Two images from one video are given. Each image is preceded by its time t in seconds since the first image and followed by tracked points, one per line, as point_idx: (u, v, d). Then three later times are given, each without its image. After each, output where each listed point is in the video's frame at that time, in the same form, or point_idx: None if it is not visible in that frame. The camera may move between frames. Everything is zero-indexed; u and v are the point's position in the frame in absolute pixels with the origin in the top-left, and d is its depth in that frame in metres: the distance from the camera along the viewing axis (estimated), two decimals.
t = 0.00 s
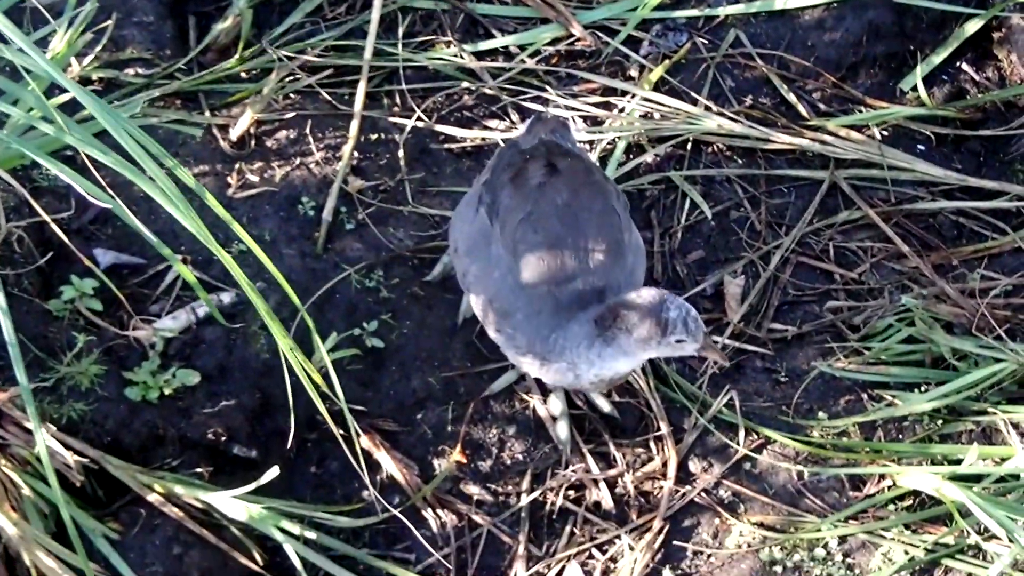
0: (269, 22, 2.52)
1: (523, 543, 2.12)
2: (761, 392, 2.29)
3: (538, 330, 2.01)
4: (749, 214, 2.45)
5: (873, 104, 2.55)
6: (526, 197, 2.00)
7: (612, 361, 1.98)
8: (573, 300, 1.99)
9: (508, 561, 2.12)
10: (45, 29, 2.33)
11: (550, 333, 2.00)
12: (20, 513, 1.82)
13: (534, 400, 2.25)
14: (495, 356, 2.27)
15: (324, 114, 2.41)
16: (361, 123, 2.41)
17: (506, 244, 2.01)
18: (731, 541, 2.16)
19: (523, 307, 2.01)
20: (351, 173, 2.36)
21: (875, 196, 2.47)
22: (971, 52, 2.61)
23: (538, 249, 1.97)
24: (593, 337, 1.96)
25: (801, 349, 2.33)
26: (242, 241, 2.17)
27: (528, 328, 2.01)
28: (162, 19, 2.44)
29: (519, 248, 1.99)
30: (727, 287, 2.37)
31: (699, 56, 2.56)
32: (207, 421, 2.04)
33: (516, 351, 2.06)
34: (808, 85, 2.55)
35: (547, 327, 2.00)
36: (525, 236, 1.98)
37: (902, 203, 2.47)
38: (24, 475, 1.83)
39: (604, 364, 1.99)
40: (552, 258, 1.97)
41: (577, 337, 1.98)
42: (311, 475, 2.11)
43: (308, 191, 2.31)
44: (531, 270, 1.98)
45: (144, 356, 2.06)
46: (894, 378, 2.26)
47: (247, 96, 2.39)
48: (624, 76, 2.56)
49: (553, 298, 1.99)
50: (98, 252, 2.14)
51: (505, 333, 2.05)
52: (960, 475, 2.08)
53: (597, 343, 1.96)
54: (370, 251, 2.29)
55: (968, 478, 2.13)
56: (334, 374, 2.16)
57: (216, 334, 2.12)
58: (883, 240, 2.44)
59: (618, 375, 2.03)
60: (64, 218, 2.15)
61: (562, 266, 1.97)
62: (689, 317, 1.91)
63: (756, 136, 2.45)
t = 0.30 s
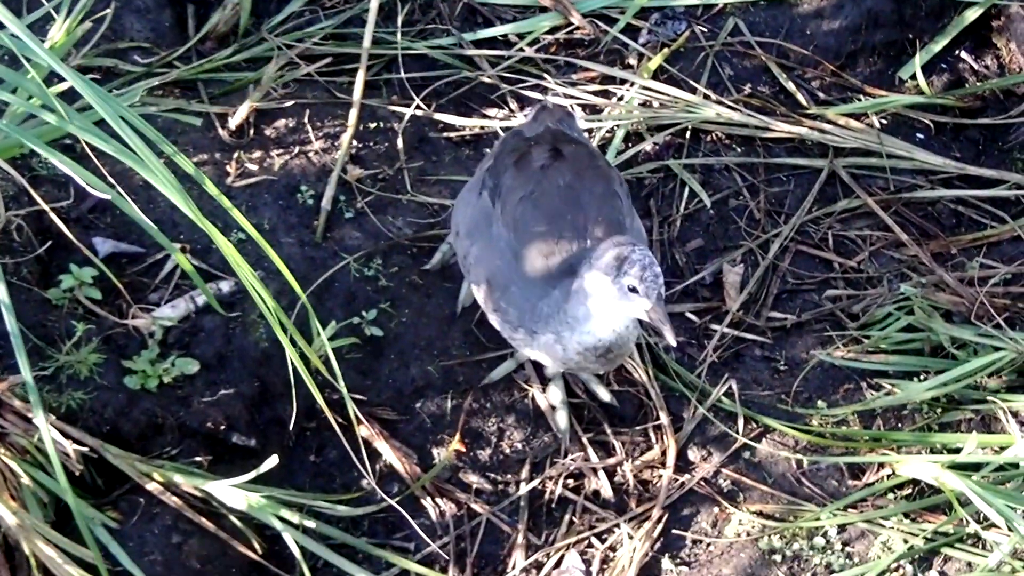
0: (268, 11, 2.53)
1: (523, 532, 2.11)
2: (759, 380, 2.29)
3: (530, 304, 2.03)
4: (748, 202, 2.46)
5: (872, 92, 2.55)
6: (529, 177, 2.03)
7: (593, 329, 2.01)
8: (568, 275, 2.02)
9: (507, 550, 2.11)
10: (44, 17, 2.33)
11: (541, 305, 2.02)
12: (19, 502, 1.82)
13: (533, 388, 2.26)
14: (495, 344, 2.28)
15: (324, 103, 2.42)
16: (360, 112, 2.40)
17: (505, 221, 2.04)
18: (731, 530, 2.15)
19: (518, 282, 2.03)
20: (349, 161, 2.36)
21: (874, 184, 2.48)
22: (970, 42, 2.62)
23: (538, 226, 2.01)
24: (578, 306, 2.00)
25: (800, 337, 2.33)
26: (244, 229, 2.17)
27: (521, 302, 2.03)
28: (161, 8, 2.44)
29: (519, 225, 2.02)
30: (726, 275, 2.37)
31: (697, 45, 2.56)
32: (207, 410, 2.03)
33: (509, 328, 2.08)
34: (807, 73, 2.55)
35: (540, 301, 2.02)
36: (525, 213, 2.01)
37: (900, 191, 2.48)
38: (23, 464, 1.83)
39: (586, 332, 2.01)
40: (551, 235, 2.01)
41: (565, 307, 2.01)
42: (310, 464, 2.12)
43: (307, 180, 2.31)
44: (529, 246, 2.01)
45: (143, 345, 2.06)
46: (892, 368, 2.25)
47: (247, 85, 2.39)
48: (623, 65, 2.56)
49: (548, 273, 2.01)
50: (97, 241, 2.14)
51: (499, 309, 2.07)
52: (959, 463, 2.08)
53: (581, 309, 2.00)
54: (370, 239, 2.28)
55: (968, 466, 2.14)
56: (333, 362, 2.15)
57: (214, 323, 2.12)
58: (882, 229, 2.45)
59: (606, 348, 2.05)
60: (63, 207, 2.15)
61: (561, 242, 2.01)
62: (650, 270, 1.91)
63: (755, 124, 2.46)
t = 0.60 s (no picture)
0: (267, 10, 2.53)
1: (523, 531, 2.11)
2: (759, 378, 2.29)
3: (525, 290, 2.03)
4: (748, 201, 2.46)
5: (872, 91, 2.55)
6: (529, 167, 2.05)
7: (585, 314, 1.99)
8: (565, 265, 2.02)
9: (507, 548, 2.11)
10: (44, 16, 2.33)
11: (535, 291, 2.02)
12: (19, 501, 1.82)
13: (534, 388, 2.25)
14: (495, 343, 2.28)
15: (324, 102, 2.42)
16: (359, 110, 2.40)
17: (504, 210, 2.05)
18: (731, 528, 2.14)
19: (513, 269, 2.04)
20: (349, 160, 2.36)
21: (874, 183, 2.48)
22: (969, 41, 2.61)
23: (538, 217, 2.03)
24: (570, 296, 2.00)
25: (800, 336, 2.33)
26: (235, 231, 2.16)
27: (516, 289, 2.04)
28: (161, 7, 2.44)
29: (518, 214, 2.04)
30: (726, 274, 2.38)
31: (697, 44, 2.56)
32: (207, 408, 2.03)
33: (504, 317, 2.08)
34: (806, 72, 2.55)
35: (534, 287, 2.03)
36: (524, 203, 2.03)
37: (900, 190, 2.48)
38: (23, 463, 1.83)
39: (578, 317, 2.00)
40: (550, 225, 2.02)
41: (559, 293, 2.01)
42: (310, 462, 2.12)
43: (306, 178, 2.31)
44: (527, 234, 2.03)
45: (143, 344, 2.06)
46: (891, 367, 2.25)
47: (246, 84, 2.39)
48: (623, 64, 2.56)
49: (545, 263, 2.02)
50: (97, 240, 2.14)
51: (495, 298, 2.06)
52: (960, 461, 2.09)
53: (575, 294, 1.99)
54: (369, 238, 2.28)
55: (968, 465, 2.14)
56: (332, 361, 2.15)
57: (214, 322, 2.12)
58: (882, 227, 2.44)
59: (597, 336, 2.01)
60: (63, 206, 2.16)
61: (559, 233, 2.02)
62: (630, 277, 1.90)
63: (754, 123, 2.46)
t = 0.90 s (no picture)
0: (266, 5, 2.52)
1: (523, 526, 2.11)
2: (759, 372, 2.29)
3: (523, 279, 2.03)
4: (748, 195, 2.46)
5: (872, 85, 2.55)
6: (532, 158, 2.05)
7: (576, 306, 2.01)
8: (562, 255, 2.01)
9: (507, 543, 2.10)
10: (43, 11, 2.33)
11: (531, 280, 2.02)
12: (19, 496, 1.82)
13: (534, 383, 2.26)
14: (495, 337, 2.29)
15: (324, 96, 2.41)
16: (358, 104, 2.40)
17: (506, 198, 2.05)
18: (731, 523, 2.14)
19: (511, 257, 2.03)
20: (348, 154, 2.35)
21: (874, 177, 2.48)
22: (968, 35, 2.61)
23: (538, 207, 2.03)
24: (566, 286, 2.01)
25: (799, 330, 2.34)
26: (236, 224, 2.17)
27: (514, 277, 2.03)
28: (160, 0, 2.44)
29: (519, 204, 2.04)
30: (726, 269, 2.38)
31: (697, 37, 2.57)
32: (206, 403, 2.03)
33: (500, 305, 2.08)
34: (805, 66, 2.56)
35: (531, 276, 2.02)
36: (525, 192, 2.03)
37: (900, 184, 2.48)
38: (21, 458, 1.83)
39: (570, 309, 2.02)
40: (549, 215, 2.02)
41: (555, 282, 2.02)
42: (309, 457, 2.12)
43: (306, 173, 2.30)
44: (526, 224, 2.03)
45: (142, 338, 2.06)
46: (891, 361, 2.25)
47: (245, 79, 2.39)
48: (623, 58, 2.56)
49: (543, 253, 2.01)
50: (96, 235, 2.15)
51: (492, 285, 2.06)
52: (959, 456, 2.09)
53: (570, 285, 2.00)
54: (368, 233, 2.28)
55: (968, 459, 2.14)
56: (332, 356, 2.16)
57: (213, 316, 2.12)
58: (881, 221, 2.44)
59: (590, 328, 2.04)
60: (63, 200, 2.16)
61: (558, 224, 2.02)
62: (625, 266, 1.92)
63: (754, 117, 2.46)
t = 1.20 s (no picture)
0: (266, 8, 2.53)
1: (523, 529, 2.11)
2: (758, 375, 2.29)
3: (523, 281, 2.03)
4: (748, 198, 2.46)
5: (872, 87, 2.55)
6: (533, 160, 2.03)
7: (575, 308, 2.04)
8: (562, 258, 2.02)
9: (507, 546, 2.10)
10: (42, 14, 2.33)
11: (531, 283, 2.03)
12: (19, 500, 1.83)
13: (534, 387, 2.25)
14: (496, 339, 2.29)
15: (324, 98, 2.42)
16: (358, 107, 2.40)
17: (506, 200, 2.04)
18: (731, 526, 2.14)
19: (511, 259, 2.02)
20: (347, 157, 2.35)
21: (873, 179, 2.48)
22: (968, 37, 2.61)
23: (538, 208, 2.02)
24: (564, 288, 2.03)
25: (799, 333, 2.34)
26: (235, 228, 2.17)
27: (513, 280, 2.03)
28: (159, 3, 2.44)
29: (519, 207, 2.02)
30: (726, 271, 2.37)
31: (696, 40, 2.57)
32: (206, 407, 2.03)
33: (499, 305, 2.08)
34: (805, 69, 2.56)
35: (531, 278, 2.03)
36: (526, 195, 2.02)
37: (900, 187, 2.48)
38: (21, 461, 1.83)
39: (568, 311, 2.05)
40: (550, 217, 2.01)
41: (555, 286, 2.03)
42: (309, 460, 2.12)
43: (305, 176, 2.30)
44: (527, 227, 2.02)
45: (142, 341, 2.06)
46: (891, 364, 2.25)
47: (245, 82, 2.39)
48: (623, 61, 2.57)
49: (543, 255, 2.01)
50: (96, 238, 2.15)
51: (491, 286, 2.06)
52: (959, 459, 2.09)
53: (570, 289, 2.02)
54: (368, 236, 2.28)
55: (967, 462, 2.15)
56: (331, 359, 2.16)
57: (213, 320, 2.12)
58: (881, 224, 2.44)
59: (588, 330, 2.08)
60: (62, 204, 2.15)
61: (559, 226, 2.01)
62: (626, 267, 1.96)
63: (754, 120, 2.46)
